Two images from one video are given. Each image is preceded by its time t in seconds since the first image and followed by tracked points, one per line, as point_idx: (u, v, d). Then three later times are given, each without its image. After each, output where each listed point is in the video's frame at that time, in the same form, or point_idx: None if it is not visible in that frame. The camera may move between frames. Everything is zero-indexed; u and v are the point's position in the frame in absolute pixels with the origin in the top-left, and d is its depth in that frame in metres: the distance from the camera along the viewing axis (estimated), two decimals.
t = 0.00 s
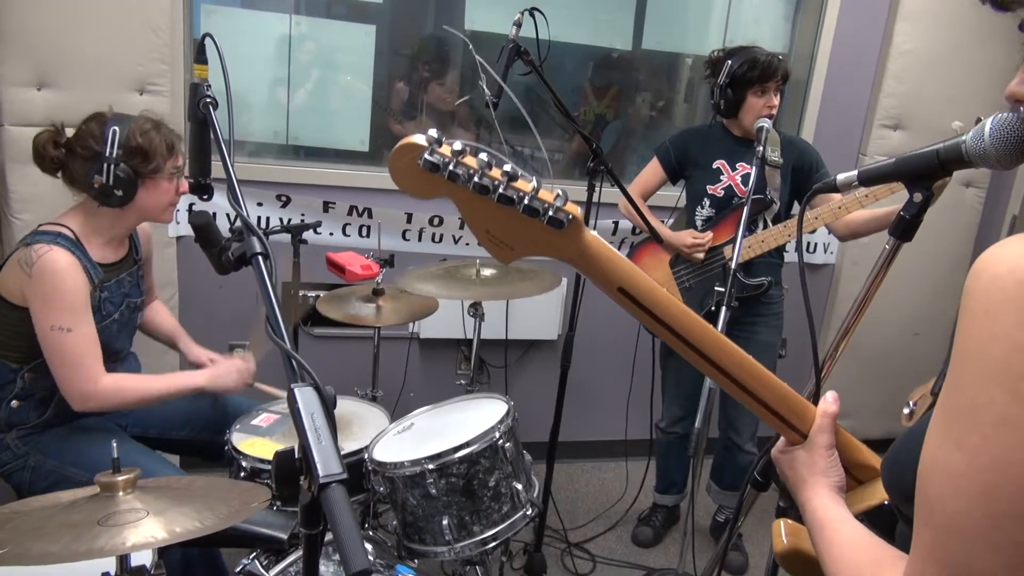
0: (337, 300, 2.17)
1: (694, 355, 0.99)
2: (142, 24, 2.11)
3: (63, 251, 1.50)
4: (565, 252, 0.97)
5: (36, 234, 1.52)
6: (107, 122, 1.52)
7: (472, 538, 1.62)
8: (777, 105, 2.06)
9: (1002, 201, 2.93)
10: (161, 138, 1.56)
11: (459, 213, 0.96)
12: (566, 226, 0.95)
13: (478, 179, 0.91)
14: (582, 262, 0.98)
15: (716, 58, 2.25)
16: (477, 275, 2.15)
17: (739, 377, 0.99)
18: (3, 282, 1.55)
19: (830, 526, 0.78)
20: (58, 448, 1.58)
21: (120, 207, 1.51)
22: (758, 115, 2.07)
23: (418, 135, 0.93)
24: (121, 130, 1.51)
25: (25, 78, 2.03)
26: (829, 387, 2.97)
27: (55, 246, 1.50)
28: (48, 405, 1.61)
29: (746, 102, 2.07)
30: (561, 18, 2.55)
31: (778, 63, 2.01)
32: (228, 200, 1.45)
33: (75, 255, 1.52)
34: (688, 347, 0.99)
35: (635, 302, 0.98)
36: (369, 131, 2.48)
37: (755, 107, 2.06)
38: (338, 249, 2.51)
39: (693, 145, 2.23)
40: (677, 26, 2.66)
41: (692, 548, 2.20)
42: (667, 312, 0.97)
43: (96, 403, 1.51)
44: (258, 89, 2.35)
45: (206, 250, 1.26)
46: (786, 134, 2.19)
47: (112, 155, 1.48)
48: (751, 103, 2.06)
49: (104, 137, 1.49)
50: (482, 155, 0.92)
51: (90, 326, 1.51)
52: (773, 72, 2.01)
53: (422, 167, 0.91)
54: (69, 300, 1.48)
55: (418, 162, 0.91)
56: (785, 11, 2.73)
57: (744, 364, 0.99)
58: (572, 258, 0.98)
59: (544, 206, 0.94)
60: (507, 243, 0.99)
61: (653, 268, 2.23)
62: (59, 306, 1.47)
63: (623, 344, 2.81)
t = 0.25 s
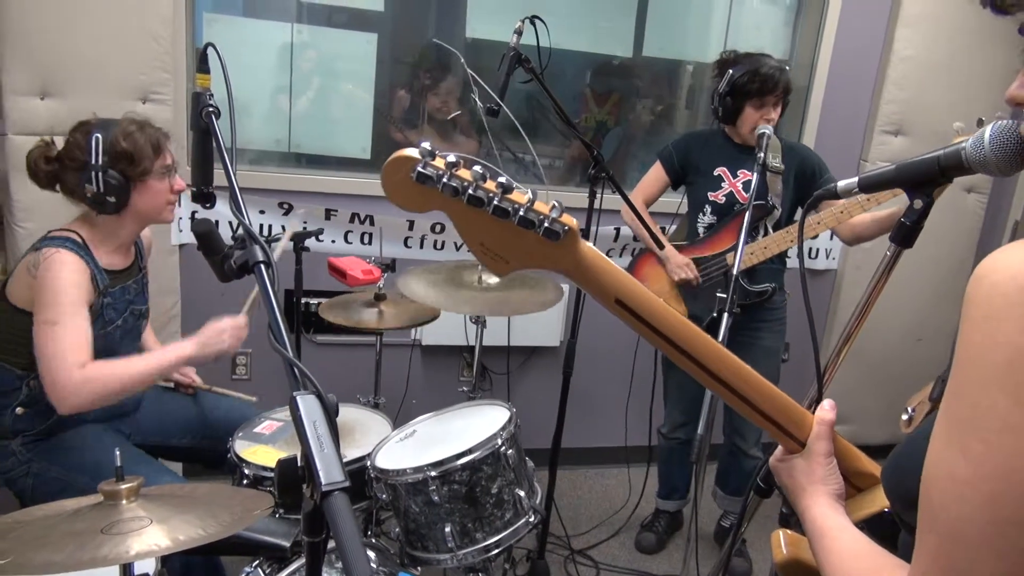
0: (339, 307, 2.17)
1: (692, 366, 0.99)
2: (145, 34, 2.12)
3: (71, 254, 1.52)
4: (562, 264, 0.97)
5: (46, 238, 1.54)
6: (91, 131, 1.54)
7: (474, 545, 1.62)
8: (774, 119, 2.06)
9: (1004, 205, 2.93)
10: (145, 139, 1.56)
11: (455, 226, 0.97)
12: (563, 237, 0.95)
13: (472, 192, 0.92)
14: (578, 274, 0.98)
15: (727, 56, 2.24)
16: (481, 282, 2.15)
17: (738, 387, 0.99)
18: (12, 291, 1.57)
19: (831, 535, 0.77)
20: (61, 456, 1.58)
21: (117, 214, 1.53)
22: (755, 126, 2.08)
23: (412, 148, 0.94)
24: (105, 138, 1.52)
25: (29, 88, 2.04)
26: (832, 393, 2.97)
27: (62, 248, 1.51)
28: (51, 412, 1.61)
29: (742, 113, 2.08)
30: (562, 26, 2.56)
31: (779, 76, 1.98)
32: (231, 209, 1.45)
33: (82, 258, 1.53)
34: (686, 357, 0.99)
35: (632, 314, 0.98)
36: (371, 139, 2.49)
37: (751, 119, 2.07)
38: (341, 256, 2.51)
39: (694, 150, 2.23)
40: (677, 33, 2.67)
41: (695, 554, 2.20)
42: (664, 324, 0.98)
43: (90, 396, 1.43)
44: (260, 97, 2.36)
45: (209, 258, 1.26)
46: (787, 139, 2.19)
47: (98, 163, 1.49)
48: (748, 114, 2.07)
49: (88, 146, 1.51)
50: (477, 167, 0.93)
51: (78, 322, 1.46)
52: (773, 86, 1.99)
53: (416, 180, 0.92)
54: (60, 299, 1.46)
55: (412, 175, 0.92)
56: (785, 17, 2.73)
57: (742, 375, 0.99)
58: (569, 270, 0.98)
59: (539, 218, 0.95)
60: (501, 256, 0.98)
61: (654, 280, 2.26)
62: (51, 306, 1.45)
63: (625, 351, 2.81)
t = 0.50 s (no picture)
0: (330, 304, 2.17)
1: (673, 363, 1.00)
2: (134, 29, 2.11)
3: (64, 243, 1.54)
4: (542, 264, 0.98)
5: (36, 234, 1.55)
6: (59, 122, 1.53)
7: (467, 541, 1.62)
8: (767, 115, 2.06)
9: (994, 200, 2.94)
10: (117, 128, 1.57)
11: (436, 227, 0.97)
12: (544, 238, 0.95)
13: (453, 194, 0.92)
14: (560, 272, 0.98)
15: (723, 47, 2.22)
16: (473, 278, 2.14)
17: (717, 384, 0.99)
18: (7, 291, 1.59)
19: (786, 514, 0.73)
20: (51, 454, 1.58)
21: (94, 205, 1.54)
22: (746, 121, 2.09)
23: (391, 150, 0.94)
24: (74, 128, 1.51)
25: (17, 84, 2.03)
26: (823, 387, 2.98)
27: (56, 240, 1.54)
28: (44, 408, 1.62)
29: (736, 108, 2.08)
30: (554, 21, 2.56)
31: (774, 72, 1.98)
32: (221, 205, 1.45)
33: (76, 249, 1.55)
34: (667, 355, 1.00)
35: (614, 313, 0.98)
36: (362, 135, 2.48)
37: (745, 114, 2.08)
38: (333, 253, 2.51)
39: (686, 145, 2.24)
40: (669, 29, 2.67)
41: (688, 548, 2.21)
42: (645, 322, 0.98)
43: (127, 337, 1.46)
44: (251, 94, 2.35)
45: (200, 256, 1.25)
46: (779, 132, 2.20)
47: (70, 154, 1.49)
48: (740, 109, 2.07)
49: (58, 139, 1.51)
50: (457, 169, 0.93)
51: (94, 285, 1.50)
52: (767, 83, 1.99)
53: (396, 182, 0.92)
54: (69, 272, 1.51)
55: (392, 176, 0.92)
56: (777, 12, 2.74)
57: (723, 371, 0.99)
58: (549, 270, 0.98)
59: (521, 219, 0.95)
60: (482, 256, 0.98)
61: (649, 275, 2.24)
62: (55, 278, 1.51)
63: (618, 346, 2.81)
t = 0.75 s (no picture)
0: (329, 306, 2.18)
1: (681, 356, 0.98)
2: (135, 32, 2.11)
3: (84, 269, 1.50)
4: (555, 252, 0.96)
5: (52, 253, 1.52)
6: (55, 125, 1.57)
7: (466, 544, 1.62)
8: (766, 119, 2.07)
9: (993, 205, 2.95)
10: (110, 130, 1.60)
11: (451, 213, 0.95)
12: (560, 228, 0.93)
13: (470, 179, 0.90)
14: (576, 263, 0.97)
15: (729, 48, 2.21)
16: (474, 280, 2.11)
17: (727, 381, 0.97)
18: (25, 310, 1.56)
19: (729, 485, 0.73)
20: (49, 456, 1.57)
21: (88, 207, 1.58)
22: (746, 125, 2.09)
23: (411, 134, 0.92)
24: (68, 130, 1.55)
25: (18, 86, 2.03)
26: (823, 391, 2.98)
27: (75, 265, 1.50)
28: (42, 415, 1.62)
29: (736, 112, 2.08)
30: (555, 25, 2.56)
31: (776, 77, 1.98)
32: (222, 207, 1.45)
33: (96, 272, 1.52)
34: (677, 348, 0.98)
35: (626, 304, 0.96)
36: (363, 137, 2.48)
37: (743, 118, 2.08)
38: (333, 255, 2.51)
39: (686, 149, 2.24)
40: (669, 33, 2.68)
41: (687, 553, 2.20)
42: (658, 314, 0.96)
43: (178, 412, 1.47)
44: (251, 96, 2.35)
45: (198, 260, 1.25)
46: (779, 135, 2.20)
47: (63, 156, 1.53)
48: (740, 113, 2.07)
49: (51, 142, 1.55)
50: (475, 155, 0.91)
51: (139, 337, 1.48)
52: (768, 88, 1.99)
53: (413, 166, 0.90)
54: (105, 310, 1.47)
55: (410, 161, 0.90)
56: (777, 16, 2.74)
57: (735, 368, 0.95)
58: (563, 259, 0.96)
59: (536, 207, 0.93)
60: (497, 243, 0.97)
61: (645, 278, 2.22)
62: (86, 327, 1.46)
63: (617, 350, 2.81)
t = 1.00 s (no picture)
0: (331, 304, 2.19)
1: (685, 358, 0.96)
2: (138, 31, 2.11)
3: (39, 242, 1.56)
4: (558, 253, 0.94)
5: (20, 225, 1.59)
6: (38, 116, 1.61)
7: (466, 545, 1.62)
8: (768, 121, 2.07)
9: (995, 207, 2.95)
10: (91, 122, 1.64)
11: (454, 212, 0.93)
12: (565, 227, 0.92)
13: (475, 177, 0.89)
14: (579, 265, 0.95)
15: (731, 51, 2.21)
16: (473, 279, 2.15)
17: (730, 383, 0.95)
18: None
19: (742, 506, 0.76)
20: (49, 455, 1.57)
21: (66, 197, 1.63)
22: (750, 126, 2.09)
23: (413, 132, 0.91)
24: (49, 122, 1.59)
25: (19, 84, 2.03)
26: (823, 393, 2.98)
27: (32, 237, 1.56)
28: (43, 410, 1.60)
29: (739, 113, 2.09)
30: (557, 25, 2.56)
31: (780, 79, 1.98)
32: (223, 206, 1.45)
33: (50, 247, 1.58)
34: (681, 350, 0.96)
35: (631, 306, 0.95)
36: (365, 138, 2.48)
37: (747, 119, 2.08)
38: (333, 255, 2.51)
39: (687, 149, 2.24)
40: (671, 34, 2.68)
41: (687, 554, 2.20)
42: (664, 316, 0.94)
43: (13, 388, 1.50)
44: (253, 96, 2.35)
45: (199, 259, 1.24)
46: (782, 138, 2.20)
47: (40, 147, 1.56)
48: (743, 114, 2.08)
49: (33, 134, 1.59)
50: (481, 153, 0.90)
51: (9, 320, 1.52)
52: (771, 90, 1.99)
53: (417, 164, 0.89)
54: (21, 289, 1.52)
55: (414, 158, 0.89)
56: (778, 18, 2.74)
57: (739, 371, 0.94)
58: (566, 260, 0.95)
59: (541, 206, 0.92)
60: (500, 243, 0.95)
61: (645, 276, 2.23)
62: None
63: (618, 351, 2.81)
